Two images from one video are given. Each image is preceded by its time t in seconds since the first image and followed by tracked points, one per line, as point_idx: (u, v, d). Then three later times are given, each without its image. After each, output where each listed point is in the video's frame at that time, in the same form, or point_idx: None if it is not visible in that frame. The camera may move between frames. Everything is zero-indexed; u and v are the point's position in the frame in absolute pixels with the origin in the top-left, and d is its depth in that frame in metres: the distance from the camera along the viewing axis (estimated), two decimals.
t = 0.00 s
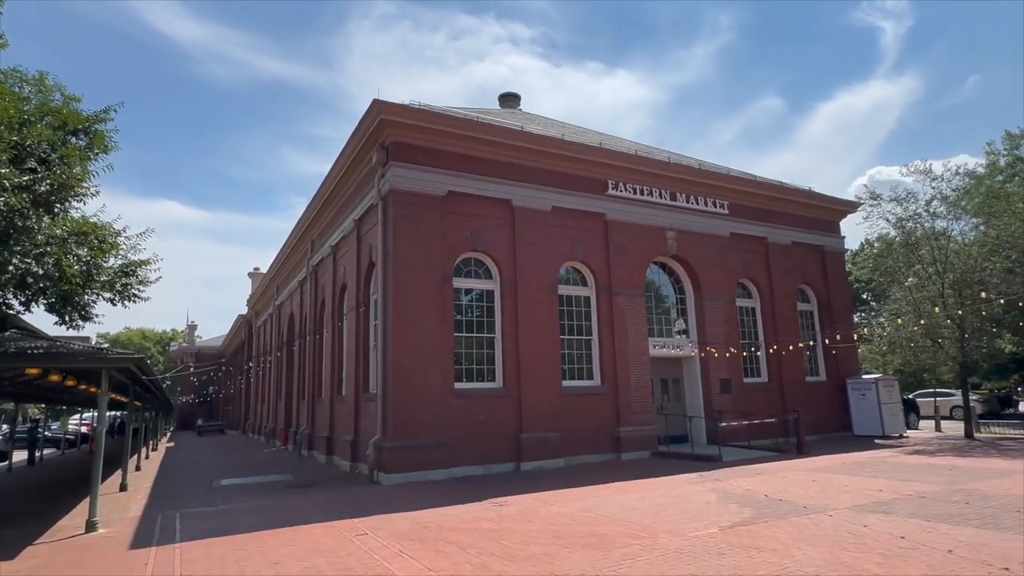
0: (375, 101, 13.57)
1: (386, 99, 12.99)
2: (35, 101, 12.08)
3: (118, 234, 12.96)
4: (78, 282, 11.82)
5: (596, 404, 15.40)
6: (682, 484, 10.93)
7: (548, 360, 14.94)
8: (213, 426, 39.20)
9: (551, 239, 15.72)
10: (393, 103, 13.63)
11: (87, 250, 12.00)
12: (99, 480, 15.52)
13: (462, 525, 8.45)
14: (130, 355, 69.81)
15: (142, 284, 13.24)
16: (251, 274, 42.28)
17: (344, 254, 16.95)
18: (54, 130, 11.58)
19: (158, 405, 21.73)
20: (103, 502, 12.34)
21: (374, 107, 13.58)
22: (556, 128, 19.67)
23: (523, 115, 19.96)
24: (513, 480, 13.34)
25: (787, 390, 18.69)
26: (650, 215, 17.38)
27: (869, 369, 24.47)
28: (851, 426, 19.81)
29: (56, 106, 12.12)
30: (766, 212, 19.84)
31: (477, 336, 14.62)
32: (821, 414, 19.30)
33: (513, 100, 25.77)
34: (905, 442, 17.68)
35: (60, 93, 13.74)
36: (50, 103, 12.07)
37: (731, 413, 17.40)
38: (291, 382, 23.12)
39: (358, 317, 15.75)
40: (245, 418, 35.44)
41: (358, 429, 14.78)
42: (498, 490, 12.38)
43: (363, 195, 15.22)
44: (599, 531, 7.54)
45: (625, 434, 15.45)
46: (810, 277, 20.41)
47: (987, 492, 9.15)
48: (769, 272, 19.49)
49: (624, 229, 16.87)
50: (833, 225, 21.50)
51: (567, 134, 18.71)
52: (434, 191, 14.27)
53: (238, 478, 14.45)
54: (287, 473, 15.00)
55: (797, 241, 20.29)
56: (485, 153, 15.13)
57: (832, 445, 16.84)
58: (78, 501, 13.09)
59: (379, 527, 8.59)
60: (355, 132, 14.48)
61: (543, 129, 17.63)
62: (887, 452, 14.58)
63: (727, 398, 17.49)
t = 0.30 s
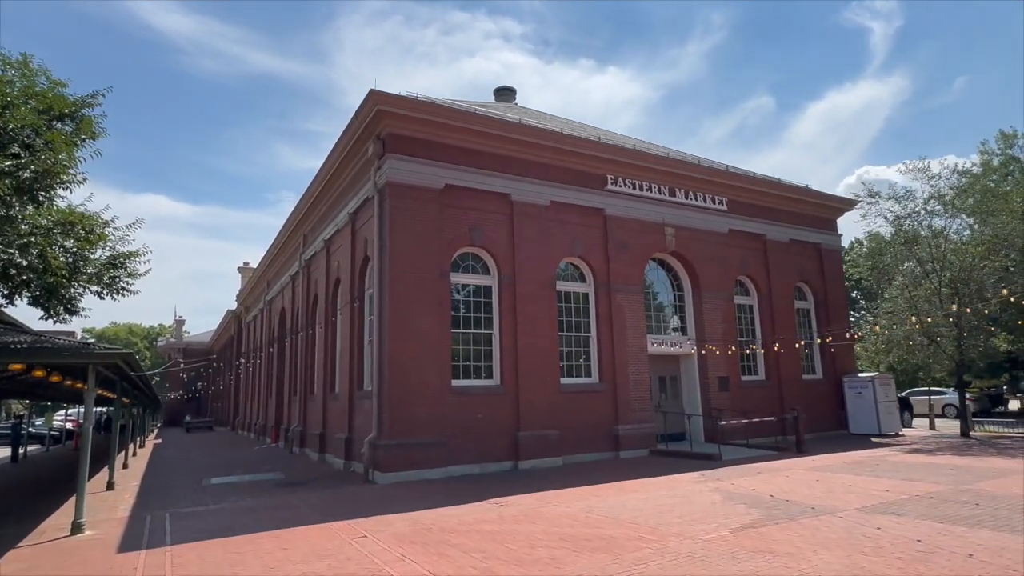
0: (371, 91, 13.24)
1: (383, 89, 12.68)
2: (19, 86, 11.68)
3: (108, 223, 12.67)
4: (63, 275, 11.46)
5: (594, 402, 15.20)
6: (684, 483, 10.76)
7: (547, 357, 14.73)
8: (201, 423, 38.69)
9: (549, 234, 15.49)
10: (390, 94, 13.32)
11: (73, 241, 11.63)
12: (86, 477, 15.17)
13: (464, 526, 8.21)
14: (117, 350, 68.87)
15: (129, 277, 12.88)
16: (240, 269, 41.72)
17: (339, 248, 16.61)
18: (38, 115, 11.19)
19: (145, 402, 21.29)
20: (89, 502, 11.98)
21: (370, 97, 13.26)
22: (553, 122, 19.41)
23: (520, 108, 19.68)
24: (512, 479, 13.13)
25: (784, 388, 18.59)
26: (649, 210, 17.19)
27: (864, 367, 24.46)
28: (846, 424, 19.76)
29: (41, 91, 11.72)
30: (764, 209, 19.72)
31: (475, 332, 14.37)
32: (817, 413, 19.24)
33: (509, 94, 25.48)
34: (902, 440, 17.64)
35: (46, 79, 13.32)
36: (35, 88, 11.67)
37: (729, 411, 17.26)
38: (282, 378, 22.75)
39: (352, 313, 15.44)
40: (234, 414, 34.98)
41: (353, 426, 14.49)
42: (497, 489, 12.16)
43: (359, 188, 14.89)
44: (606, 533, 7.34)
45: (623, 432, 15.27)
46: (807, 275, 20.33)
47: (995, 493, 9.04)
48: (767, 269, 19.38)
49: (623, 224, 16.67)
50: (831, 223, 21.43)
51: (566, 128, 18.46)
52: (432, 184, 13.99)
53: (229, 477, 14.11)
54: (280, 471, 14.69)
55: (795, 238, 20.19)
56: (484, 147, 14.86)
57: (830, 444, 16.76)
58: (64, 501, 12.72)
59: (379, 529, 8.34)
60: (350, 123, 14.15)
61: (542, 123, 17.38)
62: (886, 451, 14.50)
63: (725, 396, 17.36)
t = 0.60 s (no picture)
0: (365, 82, 12.93)
1: (377, 80, 12.37)
2: None
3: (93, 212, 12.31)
4: (43, 266, 11.03)
5: (589, 401, 14.98)
6: (683, 484, 10.58)
7: (542, 355, 14.50)
8: (186, 422, 38.06)
9: (545, 230, 15.26)
10: (384, 85, 13.00)
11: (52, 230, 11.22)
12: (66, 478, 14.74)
13: (461, 529, 7.96)
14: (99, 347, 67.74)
15: (113, 269, 12.45)
16: (227, 265, 41.11)
17: (329, 243, 16.26)
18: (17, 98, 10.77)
19: (129, 400, 20.82)
20: (70, 502, 11.57)
21: (364, 88, 12.94)
22: (548, 117, 19.18)
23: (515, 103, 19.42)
24: (506, 479, 12.89)
25: (778, 387, 18.49)
26: (645, 208, 17.01)
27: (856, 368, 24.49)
28: (839, 424, 19.72)
29: (21, 73, 11.29)
30: (759, 209, 19.63)
31: (469, 330, 14.09)
32: (811, 413, 19.18)
33: (502, 90, 25.21)
34: (896, 440, 17.62)
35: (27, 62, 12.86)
36: (15, 70, 11.24)
37: (724, 411, 17.13)
38: (270, 376, 22.34)
39: (343, 309, 15.11)
40: (220, 413, 34.43)
41: (343, 425, 14.16)
42: (491, 490, 11.91)
43: (350, 181, 14.56)
44: (609, 536, 7.11)
45: (618, 432, 15.07)
46: (801, 275, 20.27)
47: (999, 494, 8.93)
48: (762, 268, 19.28)
49: (619, 221, 16.48)
50: (825, 223, 21.40)
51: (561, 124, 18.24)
52: (426, 177, 13.70)
53: (215, 477, 13.73)
54: (268, 471, 14.35)
55: (789, 237, 20.12)
56: (479, 141, 14.61)
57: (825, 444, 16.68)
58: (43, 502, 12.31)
59: (372, 531, 8.07)
60: (343, 115, 13.81)
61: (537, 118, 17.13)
62: (882, 452, 14.41)
63: (720, 395, 17.23)
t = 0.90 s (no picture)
0: (358, 74, 12.59)
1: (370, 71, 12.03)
2: None
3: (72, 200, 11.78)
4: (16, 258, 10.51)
5: (583, 404, 14.71)
6: (682, 489, 10.33)
7: (536, 356, 14.21)
8: (169, 422, 37.34)
9: (540, 229, 14.99)
10: (377, 77, 12.66)
11: (27, 220, 10.68)
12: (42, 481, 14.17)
13: (456, 536, 7.63)
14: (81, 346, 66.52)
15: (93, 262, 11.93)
16: (213, 263, 40.49)
17: (319, 239, 15.86)
18: None
19: (110, 399, 20.22)
20: (44, 507, 11.10)
21: (357, 79, 12.59)
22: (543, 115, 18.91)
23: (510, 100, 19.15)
24: (499, 483, 12.59)
25: (773, 390, 18.33)
26: (641, 207, 16.80)
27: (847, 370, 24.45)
28: (833, 428, 19.62)
29: None
30: (755, 210, 19.51)
31: (462, 330, 13.77)
32: (805, 416, 19.06)
33: (495, 88, 24.93)
34: (890, 444, 17.53)
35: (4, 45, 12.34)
36: None
37: (718, 414, 16.94)
38: (255, 375, 21.84)
39: (332, 307, 14.71)
40: (204, 413, 33.75)
41: (331, 427, 13.77)
42: (486, 495, 11.62)
43: (342, 176, 14.19)
44: (612, 544, 6.81)
45: (613, 435, 14.80)
46: (796, 277, 20.17)
47: (1005, 500, 8.74)
48: (757, 270, 19.14)
49: (614, 221, 16.24)
50: (819, 225, 21.31)
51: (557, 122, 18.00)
52: (420, 173, 13.37)
53: (198, 480, 13.27)
54: (250, 473, 13.82)
55: (784, 240, 20.02)
56: (474, 137, 14.32)
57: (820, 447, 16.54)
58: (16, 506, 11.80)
59: (363, 539, 7.72)
60: (335, 107, 13.45)
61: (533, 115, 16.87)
62: (879, 456, 14.27)
63: (715, 398, 17.03)
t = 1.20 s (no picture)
0: (356, 67, 12.33)
1: (369, 65, 11.78)
2: None
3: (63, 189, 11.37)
4: None
5: (582, 406, 14.52)
6: (684, 493, 10.16)
7: (534, 357, 14.00)
8: (156, 423, 36.78)
9: (539, 229, 14.79)
10: (375, 71, 12.42)
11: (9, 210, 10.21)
12: (24, 484, 13.74)
13: (458, 543, 7.39)
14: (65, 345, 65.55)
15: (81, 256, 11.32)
16: (202, 261, 39.99)
17: (313, 237, 15.55)
18: None
19: (96, 399, 19.80)
20: (28, 511, 10.75)
21: (354, 73, 12.34)
22: (540, 114, 18.74)
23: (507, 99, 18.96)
24: (497, 486, 12.35)
25: (770, 394, 18.23)
26: (640, 208, 16.65)
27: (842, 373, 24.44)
28: (828, 431, 19.56)
29: None
30: (753, 212, 19.44)
31: (460, 330, 13.52)
32: (801, 419, 18.99)
33: (491, 88, 24.72)
34: (887, 448, 17.47)
35: None
36: None
37: (716, 416, 16.81)
38: (245, 376, 21.44)
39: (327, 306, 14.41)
40: (192, 413, 33.22)
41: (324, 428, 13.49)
42: (484, 500, 11.39)
43: (337, 172, 13.92)
44: (620, 552, 6.59)
45: (611, 437, 14.61)
46: (793, 280, 20.13)
47: (1014, 506, 8.61)
48: (755, 272, 19.06)
49: (613, 221, 16.07)
50: (815, 228, 21.28)
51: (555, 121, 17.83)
52: (418, 170, 13.13)
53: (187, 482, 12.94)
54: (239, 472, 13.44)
55: (782, 243, 19.96)
56: (472, 134, 14.09)
57: (818, 450, 16.45)
58: None
59: (361, 545, 7.48)
60: (331, 102, 13.18)
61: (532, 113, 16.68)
62: (878, 460, 14.17)
63: (712, 401, 16.90)
